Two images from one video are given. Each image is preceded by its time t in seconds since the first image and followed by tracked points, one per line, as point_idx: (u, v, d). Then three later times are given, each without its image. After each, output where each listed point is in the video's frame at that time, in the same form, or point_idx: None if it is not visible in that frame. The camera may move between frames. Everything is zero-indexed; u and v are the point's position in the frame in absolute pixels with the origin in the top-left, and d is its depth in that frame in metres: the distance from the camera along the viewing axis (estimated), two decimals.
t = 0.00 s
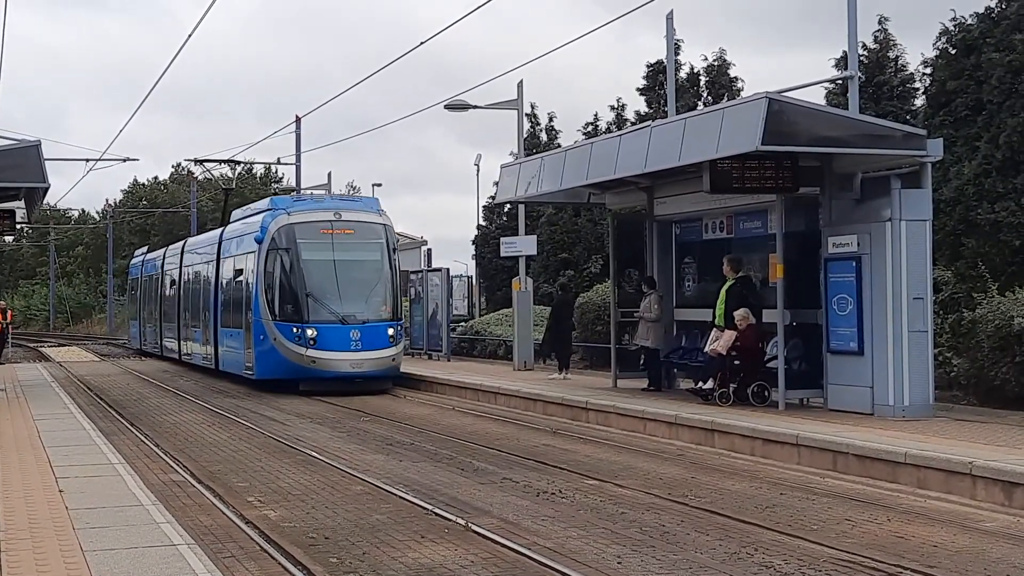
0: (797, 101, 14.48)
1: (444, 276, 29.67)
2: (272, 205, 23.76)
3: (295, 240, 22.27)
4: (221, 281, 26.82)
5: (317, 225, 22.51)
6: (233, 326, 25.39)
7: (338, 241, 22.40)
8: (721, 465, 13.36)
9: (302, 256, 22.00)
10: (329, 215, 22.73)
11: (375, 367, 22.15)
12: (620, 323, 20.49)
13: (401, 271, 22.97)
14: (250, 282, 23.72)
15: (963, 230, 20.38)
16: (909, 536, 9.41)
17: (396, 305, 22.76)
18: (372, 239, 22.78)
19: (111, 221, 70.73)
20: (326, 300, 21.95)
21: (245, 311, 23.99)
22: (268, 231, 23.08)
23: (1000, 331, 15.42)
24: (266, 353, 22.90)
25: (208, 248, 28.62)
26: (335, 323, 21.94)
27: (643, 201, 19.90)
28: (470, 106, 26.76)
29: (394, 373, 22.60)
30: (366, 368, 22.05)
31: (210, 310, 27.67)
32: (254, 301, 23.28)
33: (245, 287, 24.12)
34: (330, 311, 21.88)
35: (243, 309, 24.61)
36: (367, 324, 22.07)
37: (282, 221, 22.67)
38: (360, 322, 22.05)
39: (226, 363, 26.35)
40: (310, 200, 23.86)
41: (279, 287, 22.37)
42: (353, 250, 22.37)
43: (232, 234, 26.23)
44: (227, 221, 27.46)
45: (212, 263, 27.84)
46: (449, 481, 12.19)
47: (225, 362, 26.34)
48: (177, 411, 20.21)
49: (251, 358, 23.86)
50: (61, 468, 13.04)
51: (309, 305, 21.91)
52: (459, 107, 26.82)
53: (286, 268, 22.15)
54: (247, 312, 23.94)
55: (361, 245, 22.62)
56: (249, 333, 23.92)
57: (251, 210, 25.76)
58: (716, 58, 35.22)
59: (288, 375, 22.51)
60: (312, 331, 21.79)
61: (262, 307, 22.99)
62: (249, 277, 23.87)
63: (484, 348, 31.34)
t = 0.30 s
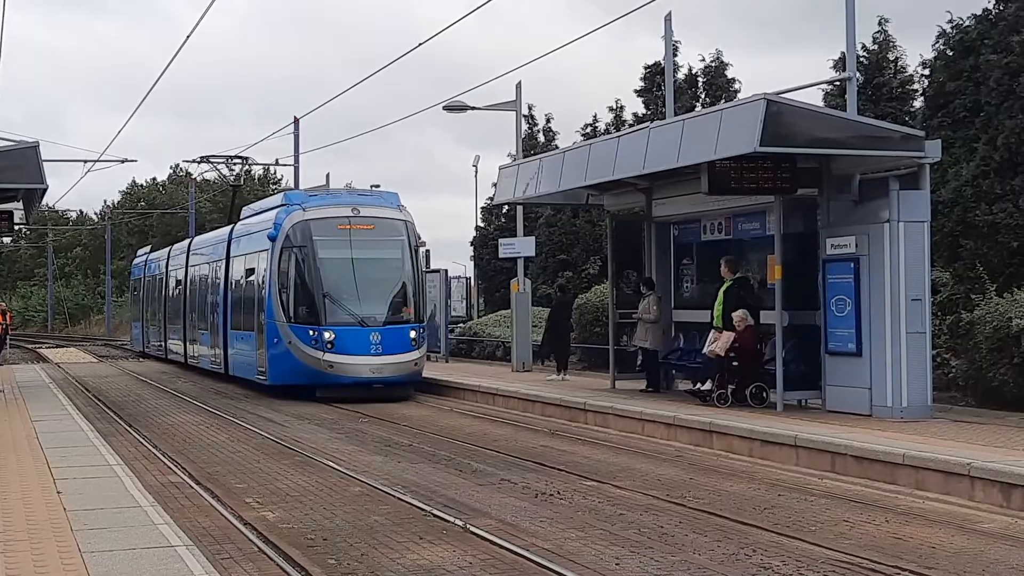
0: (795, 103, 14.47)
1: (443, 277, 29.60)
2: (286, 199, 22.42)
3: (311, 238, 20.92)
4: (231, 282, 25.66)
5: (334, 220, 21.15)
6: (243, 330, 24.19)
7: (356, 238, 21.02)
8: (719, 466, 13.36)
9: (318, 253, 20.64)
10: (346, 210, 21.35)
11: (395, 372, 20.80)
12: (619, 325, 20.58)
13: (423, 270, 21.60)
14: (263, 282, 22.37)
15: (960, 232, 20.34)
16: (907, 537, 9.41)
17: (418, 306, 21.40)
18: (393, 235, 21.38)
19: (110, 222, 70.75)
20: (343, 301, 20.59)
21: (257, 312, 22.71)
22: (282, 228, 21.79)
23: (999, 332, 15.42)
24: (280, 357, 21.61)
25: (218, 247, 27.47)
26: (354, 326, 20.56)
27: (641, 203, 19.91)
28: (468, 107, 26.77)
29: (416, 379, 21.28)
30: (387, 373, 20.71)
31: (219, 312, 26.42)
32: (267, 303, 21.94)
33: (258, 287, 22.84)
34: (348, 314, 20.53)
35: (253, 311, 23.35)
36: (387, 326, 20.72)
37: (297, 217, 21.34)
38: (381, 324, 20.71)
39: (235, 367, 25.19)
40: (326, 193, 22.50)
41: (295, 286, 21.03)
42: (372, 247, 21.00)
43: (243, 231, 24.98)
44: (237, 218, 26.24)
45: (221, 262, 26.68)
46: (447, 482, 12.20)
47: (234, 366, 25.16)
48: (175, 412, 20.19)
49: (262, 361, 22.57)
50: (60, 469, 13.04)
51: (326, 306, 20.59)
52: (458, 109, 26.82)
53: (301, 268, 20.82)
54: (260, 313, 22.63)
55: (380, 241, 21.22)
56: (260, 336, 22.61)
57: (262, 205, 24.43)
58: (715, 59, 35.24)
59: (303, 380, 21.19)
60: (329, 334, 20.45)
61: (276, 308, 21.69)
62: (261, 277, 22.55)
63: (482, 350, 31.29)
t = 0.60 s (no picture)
0: (793, 105, 14.48)
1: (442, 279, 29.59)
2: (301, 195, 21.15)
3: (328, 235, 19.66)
4: (241, 282, 24.40)
5: (353, 216, 19.89)
6: (254, 333, 22.84)
7: (376, 235, 19.75)
8: (717, 468, 13.36)
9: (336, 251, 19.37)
10: (366, 206, 20.09)
11: (419, 377, 19.44)
12: (616, 327, 20.65)
13: (447, 270, 20.27)
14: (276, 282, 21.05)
15: (958, 234, 20.34)
16: (904, 539, 9.41)
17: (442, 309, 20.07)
18: (415, 233, 20.10)
19: (107, 224, 70.71)
20: (362, 303, 19.27)
21: (269, 315, 21.37)
22: (297, 225, 20.53)
23: (996, 334, 15.44)
24: (295, 362, 20.20)
25: (226, 245, 26.23)
26: (375, 329, 19.21)
27: (638, 205, 19.93)
28: (466, 109, 26.78)
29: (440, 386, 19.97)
30: (410, 379, 19.35)
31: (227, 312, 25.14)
32: (282, 305, 20.61)
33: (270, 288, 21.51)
34: (369, 316, 19.20)
35: (264, 313, 22.06)
36: (410, 329, 19.38)
37: (313, 212, 20.09)
38: (402, 327, 19.34)
39: (245, 371, 23.91)
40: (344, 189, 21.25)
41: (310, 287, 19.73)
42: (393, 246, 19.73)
43: (254, 230, 23.75)
44: (247, 216, 24.97)
45: (230, 262, 25.44)
46: (444, 484, 12.19)
47: (244, 370, 23.85)
48: (172, 414, 20.18)
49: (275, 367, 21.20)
50: (57, 471, 13.03)
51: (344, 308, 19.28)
52: (455, 110, 26.82)
53: (317, 266, 19.52)
54: (272, 315, 21.32)
55: (401, 239, 19.93)
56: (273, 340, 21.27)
57: (276, 202, 23.17)
58: (711, 61, 35.26)
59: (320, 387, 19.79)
60: (349, 338, 19.14)
61: (290, 310, 20.36)
62: (274, 277, 21.26)
63: (479, 351, 31.31)
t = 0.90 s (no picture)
0: (789, 107, 14.49)
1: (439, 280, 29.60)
2: (317, 189, 20.13)
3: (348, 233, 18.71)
4: (252, 283, 23.44)
5: (373, 214, 18.97)
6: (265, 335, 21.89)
7: (396, 232, 18.90)
8: (713, 470, 13.37)
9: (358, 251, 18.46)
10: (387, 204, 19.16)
11: (444, 383, 18.59)
12: (613, 329, 20.69)
13: (470, 270, 19.44)
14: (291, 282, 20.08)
15: (954, 236, 20.37)
16: (901, 541, 9.41)
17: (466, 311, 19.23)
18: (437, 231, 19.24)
19: (104, 226, 70.66)
20: (384, 306, 18.39)
21: (283, 316, 20.38)
22: (313, 221, 19.53)
23: (992, 336, 15.45)
24: (311, 367, 19.22)
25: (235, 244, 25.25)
26: (398, 333, 18.32)
27: (635, 207, 19.94)
28: (462, 111, 26.78)
29: (464, 391, 19.15)
30: (435, 385, 18.50)
31: (237, 315, 24.19)
32: (296, 307, 19.62)
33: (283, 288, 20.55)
34: (391, 319, 18.33)
35: (278, 315, 21.09)
36: (434, 333, 18.54)
37: (331, 209, 19.10)
38: (427, 331, 18.51)
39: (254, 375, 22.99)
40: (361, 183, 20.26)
41: (328, 288, 18.81)
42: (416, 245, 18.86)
43: (266, 228, 22.77)
44: (257, 214, 24.01)
45: (239, 262, 24.51)
46: (441, 486, 12.18)
47: (253, 374, 22.93)
48: (169, 416, 20.16)
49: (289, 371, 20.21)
50: (53, 473, 13.02)
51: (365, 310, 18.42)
52: (452, 112, 26.82)
53: (337, 266, 18.59)
54: (286, 318, 20.34)
55: (424, 239, 19.08)
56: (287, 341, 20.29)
57: (290, 199, 22.20)
58: (708, 63, 35.29)
59: (340, 394, 18.83)
60: (369, 341, 18.27)
61: (304, 310, 19.38)
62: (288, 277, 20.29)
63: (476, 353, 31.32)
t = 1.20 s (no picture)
0: (783, 108, 14.50)
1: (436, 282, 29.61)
2: (334, 181, 18.87)
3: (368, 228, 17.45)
4: (262, 283, 22.30)
5: (394, 208, 17.71)
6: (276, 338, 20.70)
7: (418, 228, 17.62)
8: (709, 471, 13.38)
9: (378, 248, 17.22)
10: (410, 197, 17.91)
11: (472, 391, 17.30)
12: (608, 330, 20.53)
13: (498, 269, 18.19)
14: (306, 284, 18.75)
15: (949, 237, 20.41)
16: (896, 542, 9.42)
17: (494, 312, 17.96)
18: (463, 226, 17.97)
19: (99, 227, 70.63)
20: (408, 307, 17.16)
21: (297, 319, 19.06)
22: (329, 216, 18.27)
23: (988, 337, 15.48)
24: (327, 372, 17.91)
25: (237, 244, 24.86)
26: (423, 335, 17.07)
27: (631, 208, 19.96)
28: (458, 112, 26.78)
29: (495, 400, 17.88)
30: (462, 393, 17.20)
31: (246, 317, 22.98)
32: (311, 307, 18.33)
33: (297, 288, 19.25)
34: (415, 321, 17.09)
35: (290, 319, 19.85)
36: (460, 335, 17.29)
37: (349, 203, 17.85)
38: (452, 333, 17.25)
39: (263, 380, 21.81)
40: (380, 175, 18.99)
41: (345, 287, 17.54)
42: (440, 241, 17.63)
43: (278, 224, 21.51)
44: (268, 209, 22.76)
45: (249, 261, 23.42)
46: (436, 487, 12.19)
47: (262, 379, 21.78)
48: (165, 417, 20.15)
49: (302, 377, 18.87)
50: (49, 474, 13.02)
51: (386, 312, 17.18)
52: (448, 114, 26.81)
53: (356, 265, 17.33)
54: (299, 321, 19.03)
55: (449, 235, 17.82)
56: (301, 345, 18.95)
57: (303, 192, 20.89)
58: (705, 64, 35.33)
59: (360, 401, 17.50)
60: (392, 344, 17.04)
61: (320, 311, 18.08)
62: (302, 276, 19.03)
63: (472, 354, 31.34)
